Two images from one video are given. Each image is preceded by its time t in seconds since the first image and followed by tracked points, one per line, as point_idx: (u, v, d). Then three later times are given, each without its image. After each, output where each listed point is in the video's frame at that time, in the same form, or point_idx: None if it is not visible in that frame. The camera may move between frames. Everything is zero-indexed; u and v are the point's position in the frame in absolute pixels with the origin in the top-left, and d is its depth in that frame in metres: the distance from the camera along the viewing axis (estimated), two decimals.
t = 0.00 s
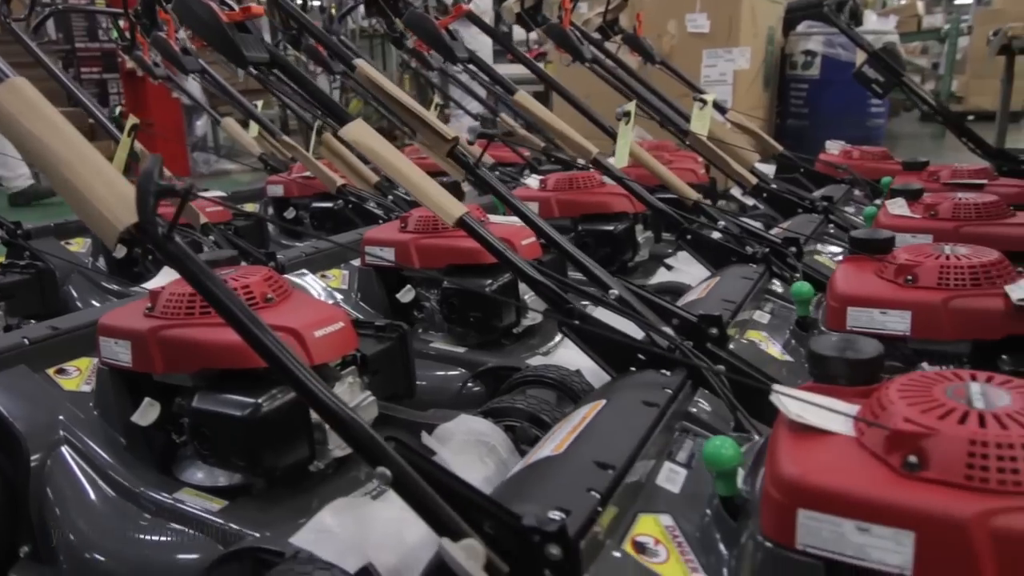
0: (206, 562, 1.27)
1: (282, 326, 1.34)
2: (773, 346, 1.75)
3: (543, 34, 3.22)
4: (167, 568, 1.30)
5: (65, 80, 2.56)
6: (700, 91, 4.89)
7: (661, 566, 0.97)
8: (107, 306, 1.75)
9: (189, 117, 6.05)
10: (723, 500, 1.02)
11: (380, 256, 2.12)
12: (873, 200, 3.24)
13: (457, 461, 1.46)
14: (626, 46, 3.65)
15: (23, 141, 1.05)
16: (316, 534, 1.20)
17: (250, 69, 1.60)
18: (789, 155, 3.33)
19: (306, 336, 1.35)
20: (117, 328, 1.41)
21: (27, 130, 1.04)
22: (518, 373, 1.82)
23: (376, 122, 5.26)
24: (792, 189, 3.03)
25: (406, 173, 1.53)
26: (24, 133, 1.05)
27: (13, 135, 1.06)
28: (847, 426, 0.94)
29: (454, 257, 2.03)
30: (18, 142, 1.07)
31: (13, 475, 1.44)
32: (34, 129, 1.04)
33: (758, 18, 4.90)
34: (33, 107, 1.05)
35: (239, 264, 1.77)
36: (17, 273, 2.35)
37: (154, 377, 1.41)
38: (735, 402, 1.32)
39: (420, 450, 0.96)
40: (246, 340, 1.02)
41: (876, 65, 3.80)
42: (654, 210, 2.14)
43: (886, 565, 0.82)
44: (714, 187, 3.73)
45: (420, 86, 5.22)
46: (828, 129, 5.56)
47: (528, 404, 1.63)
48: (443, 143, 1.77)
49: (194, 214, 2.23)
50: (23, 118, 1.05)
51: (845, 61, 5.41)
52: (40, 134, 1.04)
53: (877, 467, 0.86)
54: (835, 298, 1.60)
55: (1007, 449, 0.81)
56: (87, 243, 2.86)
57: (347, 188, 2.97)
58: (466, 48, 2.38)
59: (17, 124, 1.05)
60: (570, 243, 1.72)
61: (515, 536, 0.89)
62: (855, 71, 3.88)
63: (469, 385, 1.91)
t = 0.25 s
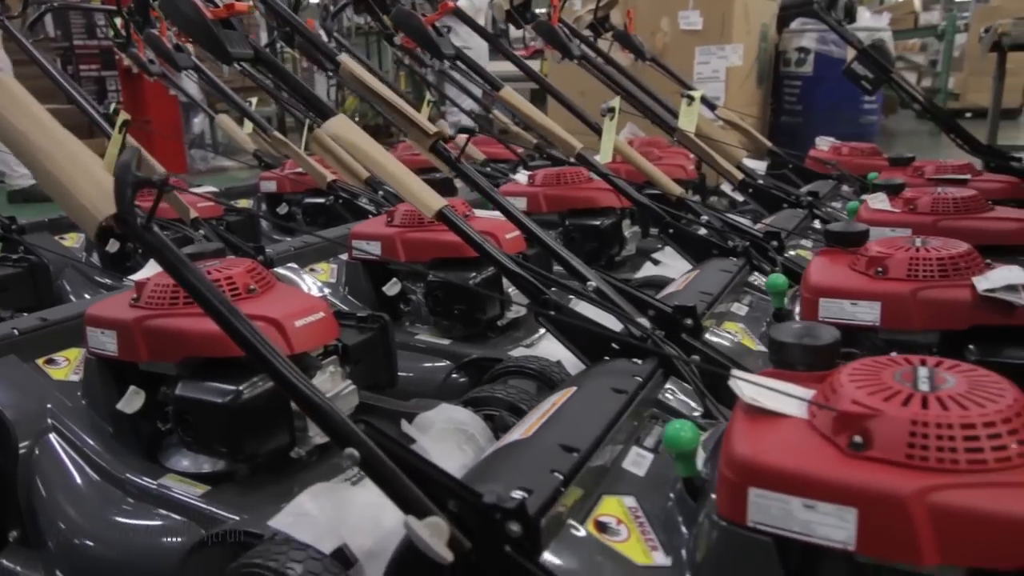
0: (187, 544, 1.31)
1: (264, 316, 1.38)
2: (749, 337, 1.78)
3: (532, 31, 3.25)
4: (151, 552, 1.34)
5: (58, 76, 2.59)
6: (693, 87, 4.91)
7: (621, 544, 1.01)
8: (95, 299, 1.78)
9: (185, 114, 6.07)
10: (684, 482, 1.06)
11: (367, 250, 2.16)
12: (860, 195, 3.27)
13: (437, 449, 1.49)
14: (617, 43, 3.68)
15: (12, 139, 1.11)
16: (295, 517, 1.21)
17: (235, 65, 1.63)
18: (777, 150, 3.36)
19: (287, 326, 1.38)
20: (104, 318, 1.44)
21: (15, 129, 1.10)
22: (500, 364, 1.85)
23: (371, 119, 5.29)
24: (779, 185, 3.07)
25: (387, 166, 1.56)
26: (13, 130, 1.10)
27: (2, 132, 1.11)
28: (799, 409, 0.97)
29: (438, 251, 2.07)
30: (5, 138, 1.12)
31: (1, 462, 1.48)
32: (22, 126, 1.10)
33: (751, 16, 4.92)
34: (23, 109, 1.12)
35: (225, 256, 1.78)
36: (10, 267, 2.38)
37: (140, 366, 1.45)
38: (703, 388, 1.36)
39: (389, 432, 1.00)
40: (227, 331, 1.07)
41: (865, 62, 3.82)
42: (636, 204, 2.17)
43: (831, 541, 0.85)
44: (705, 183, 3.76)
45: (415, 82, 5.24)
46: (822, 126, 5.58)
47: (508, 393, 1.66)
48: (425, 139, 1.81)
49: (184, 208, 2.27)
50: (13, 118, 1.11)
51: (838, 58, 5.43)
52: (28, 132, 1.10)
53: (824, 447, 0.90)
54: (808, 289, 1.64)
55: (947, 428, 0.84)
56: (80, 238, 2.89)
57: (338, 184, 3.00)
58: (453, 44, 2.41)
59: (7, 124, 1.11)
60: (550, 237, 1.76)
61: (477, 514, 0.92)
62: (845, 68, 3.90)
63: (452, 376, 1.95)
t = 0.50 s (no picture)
0: (170, 525, 1.34)
1: (246, 304, 1.41)
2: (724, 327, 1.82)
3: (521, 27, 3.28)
4: (137, 534, 1.37)
5: (51, 73, 2.63)
6: (685, 83, 4.94)
7: (583, 521, 1.05)
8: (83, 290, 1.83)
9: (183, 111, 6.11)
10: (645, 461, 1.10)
11: (353, 243, 2.20)
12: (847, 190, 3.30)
13: (415, 435, 1.53)
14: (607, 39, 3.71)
15: (2, 136, 1.14)
16: (272, 498, 1.26)
17: (219, 60, 1.67)
18: (765, 145, 3.39)
19: (268, 314, 1.42)
20: (90, 308, 1.48)
21: (5, 127, 1.13)
22: (481, 353, 1.89)
23: (366, 115, 5.32)
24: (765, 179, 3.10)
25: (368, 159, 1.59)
26: None
27: None
28: (753, 390, 1.01)
29: (423, 243, 2.11)
30: None
31: None
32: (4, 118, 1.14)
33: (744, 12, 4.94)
34: (13, 108, 1.15)
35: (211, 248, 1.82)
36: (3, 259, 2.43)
37: (125, 354, 1.48)
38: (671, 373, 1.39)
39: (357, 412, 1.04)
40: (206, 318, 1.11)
41: (854, 58, 3.84)
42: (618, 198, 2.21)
43: (777, 514, 0.89)
44: (694, 179, 3.79)
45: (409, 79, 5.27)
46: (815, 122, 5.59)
47: (487, 381, 1.69)
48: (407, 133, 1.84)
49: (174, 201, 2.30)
50: None
51: (830, 54, 5.45)
52: (17, 130, 1.13)
53: (773, 426, 0.93)
54: (781, 280, 1.67)
55: (886, 406, 0.88)
56: (74, 232, 2.94)
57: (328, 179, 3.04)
58: (439, 40, 2.45)
59: None
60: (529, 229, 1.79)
61: (441, 491, 0.96)
62: (834, 63, 3.93)
63: (436, 366, 1.99)
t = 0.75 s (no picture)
0: (158, 508, 1.38)
1: (232, 294, 1.45)
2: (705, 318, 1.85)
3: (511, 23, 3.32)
4: (126, 516, 1.41)
5: (46, 68, 2.67)
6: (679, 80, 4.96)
7: (553, 502, 1.08)
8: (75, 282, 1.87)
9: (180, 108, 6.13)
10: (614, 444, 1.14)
11: (343, 236, 2.23)
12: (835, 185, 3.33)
13: (400, 423, 1.54)
14: (598, 35, 3.74)
15: None
16: (257, 482, 1.30)
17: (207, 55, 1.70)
18: (755, 141, 3.42)
19: (253, 304, 1.45)
20: (80, 298, 1.51)
21: None
22: (467, 344, 1.92)
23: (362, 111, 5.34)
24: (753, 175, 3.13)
25: (354, 154, 1.62)
26: None
27: None
28: (717, 374, 1.04)
29: (410, 237, 2.14)
30: None
31: None
32: None
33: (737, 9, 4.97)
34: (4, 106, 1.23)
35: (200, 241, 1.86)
36: None
37: (115, 343, 1.52)
38: (647, 360, 1.42)
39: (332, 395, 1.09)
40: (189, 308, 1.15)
41: (844, 54, 3.87)
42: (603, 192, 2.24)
43: (735, 492, 0.93)
44: (685, 174, 3.82)
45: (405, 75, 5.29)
46: (809, 118, 5.61)
47: (471, 371, 1.73)
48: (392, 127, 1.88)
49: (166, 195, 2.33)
50: None
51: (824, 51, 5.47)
52: (8, 126, 1.21)
53: (733, 408, 0.97)
54: (758, 271, 1.70)
55: (841, 388, 0.91)
56: (69, 227, 2.97)
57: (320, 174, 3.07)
58: (427, 36, 2.49)
59: None
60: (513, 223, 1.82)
61: (414, 472, 1.00)
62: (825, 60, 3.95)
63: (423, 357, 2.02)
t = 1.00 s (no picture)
0: (146, 496, 1.41)
1: (219, 287, 1.48)
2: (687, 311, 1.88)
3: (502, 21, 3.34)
4: (115, 504, 1.44)
5: (39, 65, 2.69)
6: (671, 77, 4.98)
7: (528, 486, 1.12)
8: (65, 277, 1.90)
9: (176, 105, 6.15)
10: (589, 431, 1.17)
11: (332, 232, 2.26)
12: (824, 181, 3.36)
13: (385, 414, 1.53)
14: (590, 33, 3.76)
15: None
16: (241, 471, 1.32)
17: (193, 53, 1.73)
18: (744, 137, 3.44)
19: (239, 296, 1.48)
20: (69, 291, 1.54)
21: None
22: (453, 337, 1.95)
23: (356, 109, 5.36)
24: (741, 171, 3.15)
25: (340, 151, 1.65)
26: None
27: None
28: (685, 362, 1.07)
29: (398, 232, 2.17)
30: None
31: None
32: None
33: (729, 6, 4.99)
34: None
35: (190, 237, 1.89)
36: None
37: (104, 335, 1.55)
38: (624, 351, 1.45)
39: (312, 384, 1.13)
40: (176, 301, 1.18)
41: (833, 51, 3.90)
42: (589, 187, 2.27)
43: (699, 475, 0.96)
44: (676, 171, 3.84)
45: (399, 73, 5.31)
46: (802, 115, 5.63)
47: (455, 362, 1.75)
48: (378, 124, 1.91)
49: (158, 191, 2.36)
50: None
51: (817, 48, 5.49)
52: None
53: (699, 394, 1.00)
54: (738, 264, 1.73)
55: (801, 374, 0.94)
56: (62, 223, 2.99)
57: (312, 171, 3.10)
58: (416, 34, 2.52)
59: None
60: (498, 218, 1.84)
61: (392, 458, 1.04)
62: (815, 57, 3.97)
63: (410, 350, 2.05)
